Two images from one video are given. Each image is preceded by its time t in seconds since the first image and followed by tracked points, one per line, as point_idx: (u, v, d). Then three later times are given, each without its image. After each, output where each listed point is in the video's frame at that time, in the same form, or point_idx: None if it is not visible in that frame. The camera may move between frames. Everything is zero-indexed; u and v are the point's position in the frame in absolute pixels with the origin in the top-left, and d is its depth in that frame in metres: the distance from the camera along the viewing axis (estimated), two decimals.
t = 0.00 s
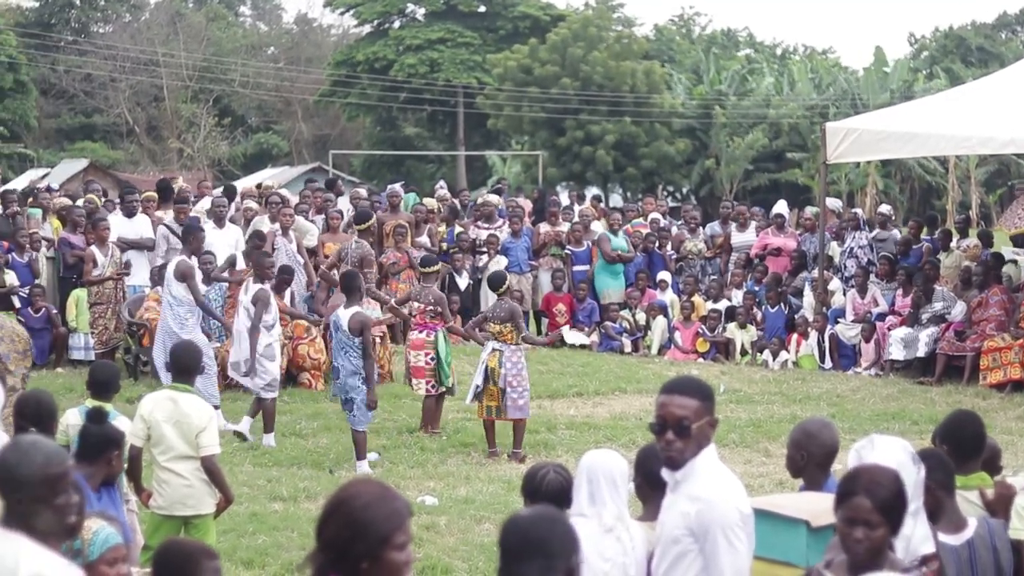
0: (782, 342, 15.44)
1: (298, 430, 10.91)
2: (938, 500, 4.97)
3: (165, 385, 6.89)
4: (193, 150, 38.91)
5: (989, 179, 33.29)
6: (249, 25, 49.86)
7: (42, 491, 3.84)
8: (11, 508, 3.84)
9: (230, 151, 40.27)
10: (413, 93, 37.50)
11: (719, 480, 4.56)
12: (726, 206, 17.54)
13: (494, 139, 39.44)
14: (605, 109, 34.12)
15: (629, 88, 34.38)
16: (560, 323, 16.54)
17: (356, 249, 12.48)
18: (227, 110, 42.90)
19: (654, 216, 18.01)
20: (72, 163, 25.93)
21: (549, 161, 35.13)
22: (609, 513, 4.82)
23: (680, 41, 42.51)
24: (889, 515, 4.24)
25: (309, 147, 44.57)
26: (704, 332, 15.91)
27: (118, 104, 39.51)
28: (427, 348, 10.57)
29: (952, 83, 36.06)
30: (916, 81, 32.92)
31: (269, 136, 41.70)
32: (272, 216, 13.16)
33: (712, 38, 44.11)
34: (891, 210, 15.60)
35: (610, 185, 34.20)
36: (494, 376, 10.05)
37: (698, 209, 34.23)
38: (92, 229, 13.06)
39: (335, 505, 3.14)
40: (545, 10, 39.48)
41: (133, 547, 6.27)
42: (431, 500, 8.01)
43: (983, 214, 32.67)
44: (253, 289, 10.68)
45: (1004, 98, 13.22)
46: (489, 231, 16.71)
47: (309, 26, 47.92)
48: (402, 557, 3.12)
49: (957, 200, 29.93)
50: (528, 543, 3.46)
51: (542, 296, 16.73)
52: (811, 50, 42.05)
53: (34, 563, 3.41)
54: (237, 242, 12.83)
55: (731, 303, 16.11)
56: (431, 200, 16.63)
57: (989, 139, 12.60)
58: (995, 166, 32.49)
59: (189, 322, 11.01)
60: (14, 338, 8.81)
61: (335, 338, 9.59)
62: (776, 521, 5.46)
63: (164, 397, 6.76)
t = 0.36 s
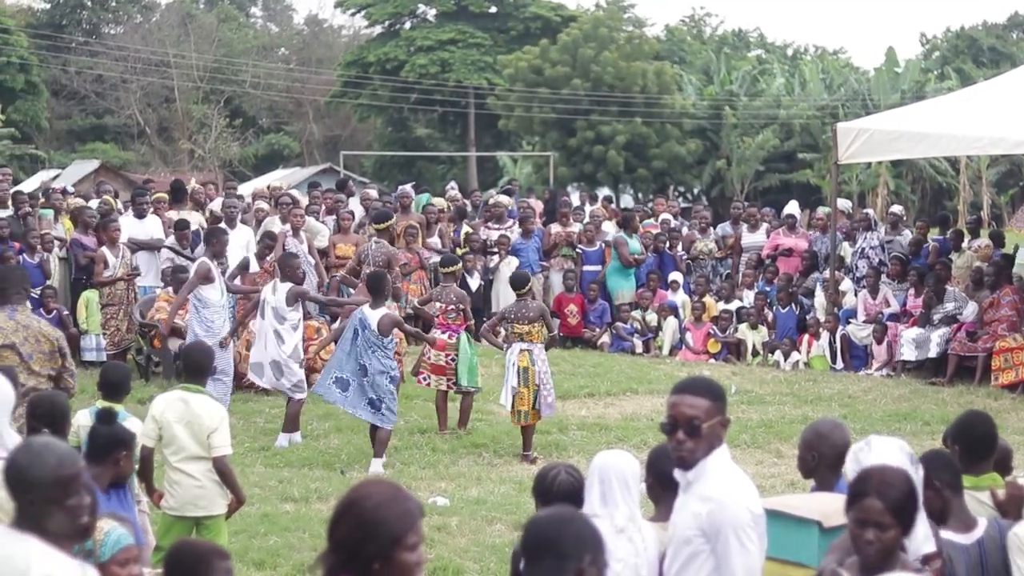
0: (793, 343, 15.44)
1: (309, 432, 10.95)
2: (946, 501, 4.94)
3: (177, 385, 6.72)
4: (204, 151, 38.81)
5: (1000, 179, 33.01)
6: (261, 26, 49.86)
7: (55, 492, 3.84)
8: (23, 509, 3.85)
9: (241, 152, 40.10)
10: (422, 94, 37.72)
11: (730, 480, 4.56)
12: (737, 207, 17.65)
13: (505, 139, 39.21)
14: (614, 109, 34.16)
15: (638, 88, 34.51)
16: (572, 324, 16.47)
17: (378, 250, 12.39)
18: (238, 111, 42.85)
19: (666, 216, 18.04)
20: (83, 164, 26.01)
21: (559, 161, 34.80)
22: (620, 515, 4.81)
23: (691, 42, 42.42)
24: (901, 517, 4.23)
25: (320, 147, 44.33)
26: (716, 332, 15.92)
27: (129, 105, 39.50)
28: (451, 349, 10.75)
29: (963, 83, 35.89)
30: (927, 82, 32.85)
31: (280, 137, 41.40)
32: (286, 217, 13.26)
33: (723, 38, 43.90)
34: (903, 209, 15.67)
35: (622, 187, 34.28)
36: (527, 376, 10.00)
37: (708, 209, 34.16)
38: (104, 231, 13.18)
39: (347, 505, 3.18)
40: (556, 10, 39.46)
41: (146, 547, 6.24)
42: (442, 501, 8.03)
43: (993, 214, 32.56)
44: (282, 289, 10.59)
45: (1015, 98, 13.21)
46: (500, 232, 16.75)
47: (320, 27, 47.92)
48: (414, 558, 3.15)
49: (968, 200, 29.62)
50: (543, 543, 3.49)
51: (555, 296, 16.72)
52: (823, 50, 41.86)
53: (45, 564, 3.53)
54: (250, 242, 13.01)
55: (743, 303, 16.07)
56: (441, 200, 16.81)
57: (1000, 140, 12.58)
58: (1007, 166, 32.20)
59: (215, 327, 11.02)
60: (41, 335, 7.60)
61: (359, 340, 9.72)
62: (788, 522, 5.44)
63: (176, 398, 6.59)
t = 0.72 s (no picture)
0: (805, 343, 15.43)
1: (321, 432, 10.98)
2: (953, 502, 4.71)
3: (188, 384, 6.59)
4: (216, 151, 38.61)
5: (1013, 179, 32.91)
6: (272, 25, 49.83)
7: (67, 492, 3.83)
8: (34, 509, 3.84)
9: (253, 151, 40.12)
10: (436, 93, 37.30)
11: (742, 479, 4.56)
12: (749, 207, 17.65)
13: (517, 139, 39.15)
14: (627, 109, 34.11)
15: (651, 88, 34.36)
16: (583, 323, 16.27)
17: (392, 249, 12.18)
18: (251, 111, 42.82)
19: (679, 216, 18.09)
20: (93, 164, 26.03)
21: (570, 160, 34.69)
22: (632, 514, 4.77)
23: (704, 41, 42.36)
24: (912, 516, 4.23)
25: (331, 147, 44.59)
26: (727, 332, 15.88)
27: (141, 105, 39.47)
28: (471, 348, 10.73)
29: (975, 83, 35.80)
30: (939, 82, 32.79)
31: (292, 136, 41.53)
32: (297, 217, 13.30)
33: (734, 38, 43.72)
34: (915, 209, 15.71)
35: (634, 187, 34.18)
36: (542, 376, 10.04)
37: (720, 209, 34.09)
38: (116, 231, 13.21)
39: (358, 503, 3.18)
40: (568, 10, 39.70)
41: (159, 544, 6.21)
42: (454, 500, 8.03)
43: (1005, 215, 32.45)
44: (310, 287, 10.93)
45: None
46: (511, 231, 16.72)
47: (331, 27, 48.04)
48: (424, 556, 3.15)
49: (979, 199, 29.47)
50: (559, 542, 3.49)
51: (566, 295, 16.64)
52: (835, 50, 41.80)
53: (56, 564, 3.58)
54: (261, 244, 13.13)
55: (755, 303, 16.02)
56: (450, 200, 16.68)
57: (1012, 139, 12.62)
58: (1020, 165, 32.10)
59: (235, 322, 11.09)
60: (57, 339, 7.31)
61: (378, 337, 9.72)
62: (800, 521, 5.46)
63: (187, 397, 6.47)
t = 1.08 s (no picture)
0: (810, 340, 15.45)
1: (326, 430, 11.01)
2: (958, 498, 4.74)
3: (194, 381, 6.57)
4: (220, 148, 38.66)
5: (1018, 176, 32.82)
6: (276, 22, 49.71)
7: (73, 487, 3.82)
8: (40, 505, 3.82)
9: (257, 148, 40.00)
10: (439, 90, 37.61)
11: (748, 477, 4.55)
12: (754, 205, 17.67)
13: (521, 136, 39.05)
14: (631, 107, 34.00)
15: (655, 86, 33.95)
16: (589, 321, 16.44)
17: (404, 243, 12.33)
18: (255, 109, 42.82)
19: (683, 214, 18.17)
20: (98, 162, 26.06)
21: (576, 158, 34.98)
22: (637, 511, 4.76)
23: (709, 39, 42.30)
24: (918, 513, 4.21)
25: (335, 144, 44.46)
26: (732, 330, 15.91)
27: (146, 102, 39.48)
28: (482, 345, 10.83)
29: (980, 80, 35.72)
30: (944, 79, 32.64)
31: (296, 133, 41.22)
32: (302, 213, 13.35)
33: (740, 36, 43.47)
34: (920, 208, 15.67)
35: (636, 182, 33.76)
36: (553, 370, 9.96)
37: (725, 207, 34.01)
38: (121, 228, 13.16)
39: (364, 501, 3.18)
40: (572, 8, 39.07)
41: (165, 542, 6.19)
42: (458, 497, 8.04)
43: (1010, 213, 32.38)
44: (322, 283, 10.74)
45: None
46: (515, 229, 16.74)
47: (335, 24, 48.01)
48: (431, 553, 3.14)
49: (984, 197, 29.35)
50: (568, 539, 3.50)
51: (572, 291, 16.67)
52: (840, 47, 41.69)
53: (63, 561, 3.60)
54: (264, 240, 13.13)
55: (761, 300, 16.11)
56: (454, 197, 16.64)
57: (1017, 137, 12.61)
58: None
59: (254, 318, 10.97)
60: (67, 337, 7.32)
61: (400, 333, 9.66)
62: (805, 517, 5.47)
63: (193, 395, 6.45)
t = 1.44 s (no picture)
0: (815, 344, 15.42)
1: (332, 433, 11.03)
2: (963, 502, 4.74)
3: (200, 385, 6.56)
4: (225, 151, 38.78)
5: None
6: (280, 25, 49.70)
7: (82, 490, 3.80)
8: (46, 507, 3.80)
9: (262, 152, 40.01)
10: (444, 94, 37.67)
11: (755, 481, 4.53)
12: (759, 209, 17.67)
13: (526, 140, 39.10)
14: (636, 110, 34.08)
15: (660, 89, 34.39)
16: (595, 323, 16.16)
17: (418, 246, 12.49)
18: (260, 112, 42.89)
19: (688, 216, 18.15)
20: (104, 166, 26.11)
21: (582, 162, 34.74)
22: (642, 516, 4.71)
23: (713, 42, 42.27)
24: (925, 517, 4.15)
25: (341, 148, 43.27)
26: (738, 333, 15.90)
27: (150, 105, 39.59)
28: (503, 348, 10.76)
29: (984, 83, 35.62)
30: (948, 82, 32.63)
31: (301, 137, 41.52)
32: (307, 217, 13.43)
33: (744, 39, 43.45)
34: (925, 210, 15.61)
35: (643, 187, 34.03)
36: (573, 374, 10.12)
37: (730, 210, 34.06)
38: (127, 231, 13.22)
39: (373, 504, 3.16)
40: (576, 11, 39.33)
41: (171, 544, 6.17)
42: (464, 501, 8.05)
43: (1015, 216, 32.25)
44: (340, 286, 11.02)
45: None
46: (520, 232, 16.72)
47: (340, 27, 48.03)
48: (438, 558, 3.11)
49: (989, 201, 29.22)
50: (582, 542, 3.48)
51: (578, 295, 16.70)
52: (845, 50, 41.58)
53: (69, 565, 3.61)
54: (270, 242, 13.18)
55: (767, 303, 16.01)
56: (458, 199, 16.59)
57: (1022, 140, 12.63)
58: None
59: (264, 320, 11.01)
60: (85, 337, 7.38)
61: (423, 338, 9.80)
62: (812, 521, 5.45)
63: (199, 398, 6.44)
